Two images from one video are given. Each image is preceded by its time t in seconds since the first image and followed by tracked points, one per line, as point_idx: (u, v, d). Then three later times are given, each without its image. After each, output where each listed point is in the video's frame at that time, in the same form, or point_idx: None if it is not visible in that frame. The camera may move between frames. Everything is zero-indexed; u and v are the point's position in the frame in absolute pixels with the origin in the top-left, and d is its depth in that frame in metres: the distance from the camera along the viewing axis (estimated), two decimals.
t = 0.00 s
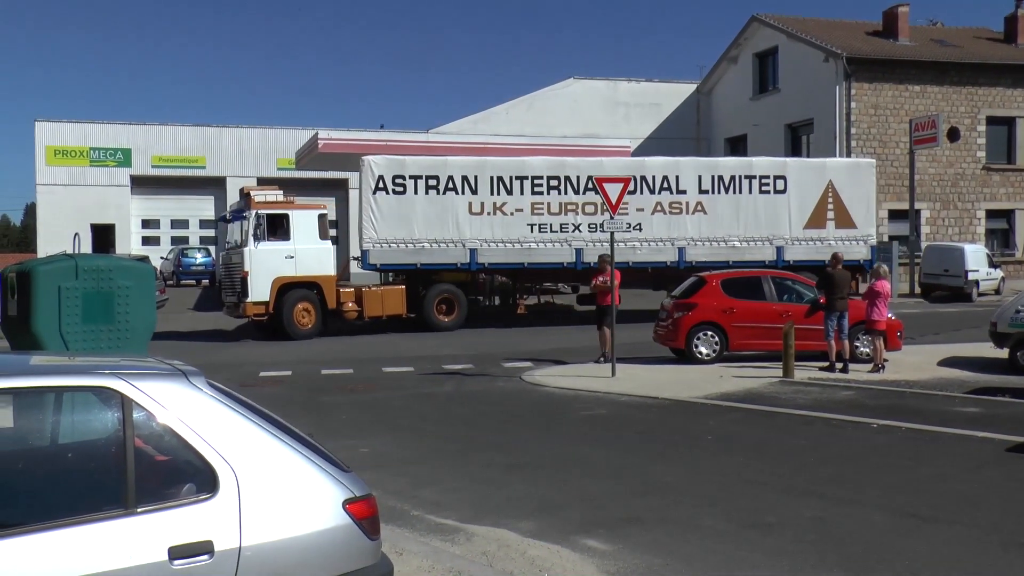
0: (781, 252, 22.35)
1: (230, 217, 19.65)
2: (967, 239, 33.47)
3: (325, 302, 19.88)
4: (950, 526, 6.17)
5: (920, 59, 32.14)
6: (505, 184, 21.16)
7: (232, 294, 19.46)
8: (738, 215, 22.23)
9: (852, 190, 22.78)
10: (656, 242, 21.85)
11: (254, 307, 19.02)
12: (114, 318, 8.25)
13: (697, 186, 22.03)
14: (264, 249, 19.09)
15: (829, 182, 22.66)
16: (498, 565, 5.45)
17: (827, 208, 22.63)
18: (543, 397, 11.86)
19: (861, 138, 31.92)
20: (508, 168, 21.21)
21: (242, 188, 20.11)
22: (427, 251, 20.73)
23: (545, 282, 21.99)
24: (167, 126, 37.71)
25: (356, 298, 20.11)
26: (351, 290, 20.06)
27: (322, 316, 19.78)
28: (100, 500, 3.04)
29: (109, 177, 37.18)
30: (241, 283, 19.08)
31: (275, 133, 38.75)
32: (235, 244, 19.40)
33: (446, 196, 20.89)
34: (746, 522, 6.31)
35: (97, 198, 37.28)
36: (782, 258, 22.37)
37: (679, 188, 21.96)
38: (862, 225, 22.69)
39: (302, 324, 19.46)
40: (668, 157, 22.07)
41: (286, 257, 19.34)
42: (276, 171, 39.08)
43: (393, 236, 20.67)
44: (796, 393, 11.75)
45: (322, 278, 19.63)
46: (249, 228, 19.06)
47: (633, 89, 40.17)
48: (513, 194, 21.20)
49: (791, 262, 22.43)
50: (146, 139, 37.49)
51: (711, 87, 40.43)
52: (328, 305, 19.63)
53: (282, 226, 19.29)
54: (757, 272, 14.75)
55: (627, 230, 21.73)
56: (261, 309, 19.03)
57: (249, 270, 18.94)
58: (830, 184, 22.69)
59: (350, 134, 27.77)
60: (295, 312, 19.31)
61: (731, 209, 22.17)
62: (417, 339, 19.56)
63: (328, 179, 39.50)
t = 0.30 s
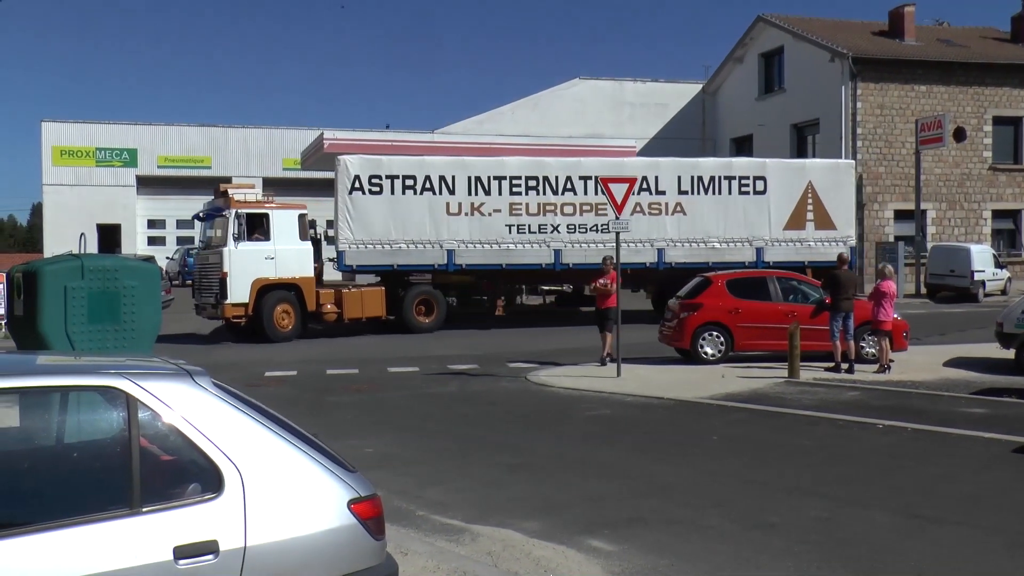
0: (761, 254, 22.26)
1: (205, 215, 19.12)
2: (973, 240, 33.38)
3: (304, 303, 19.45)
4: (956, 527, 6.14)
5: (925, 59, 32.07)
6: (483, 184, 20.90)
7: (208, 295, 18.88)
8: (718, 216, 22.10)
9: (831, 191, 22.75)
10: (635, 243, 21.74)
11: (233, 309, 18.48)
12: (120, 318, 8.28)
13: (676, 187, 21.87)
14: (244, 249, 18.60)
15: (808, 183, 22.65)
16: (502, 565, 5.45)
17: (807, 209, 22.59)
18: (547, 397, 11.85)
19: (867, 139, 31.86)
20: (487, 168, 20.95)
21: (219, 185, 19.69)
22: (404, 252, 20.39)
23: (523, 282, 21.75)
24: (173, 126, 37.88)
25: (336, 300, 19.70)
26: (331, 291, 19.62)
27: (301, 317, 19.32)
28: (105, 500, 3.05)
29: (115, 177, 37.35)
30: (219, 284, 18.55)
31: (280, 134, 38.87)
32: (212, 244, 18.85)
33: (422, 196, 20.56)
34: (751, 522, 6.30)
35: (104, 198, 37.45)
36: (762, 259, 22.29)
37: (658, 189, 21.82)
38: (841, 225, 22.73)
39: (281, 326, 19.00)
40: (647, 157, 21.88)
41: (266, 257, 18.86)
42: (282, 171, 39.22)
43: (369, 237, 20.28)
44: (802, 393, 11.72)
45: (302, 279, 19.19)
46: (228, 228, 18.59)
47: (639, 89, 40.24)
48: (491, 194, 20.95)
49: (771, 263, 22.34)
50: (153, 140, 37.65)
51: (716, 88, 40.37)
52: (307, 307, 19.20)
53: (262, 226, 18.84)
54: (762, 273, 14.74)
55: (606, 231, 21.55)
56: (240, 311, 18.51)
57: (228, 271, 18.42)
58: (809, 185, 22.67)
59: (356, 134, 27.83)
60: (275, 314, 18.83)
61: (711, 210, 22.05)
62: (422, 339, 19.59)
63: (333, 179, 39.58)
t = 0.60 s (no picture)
0: (741, 254, 22.23)
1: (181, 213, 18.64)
2: (979, 240, 33.26)
3: (283, 304, 19.02)
4: (960, 528, 6.12)
5: (931, 59, 32.00)
6: (461, 184, 20.65)
7: (184, 296, 18.34)
8: (698, 217, 22.02)
9: (812, 192, 22.72)
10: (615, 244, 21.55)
11: (213, 309, 18.05)
12: (126, 318, 8.35)
13: (656, 187, 21.76)
14: (224, 248, 18.21)
15: (788, 184, 22.60)
16: (507, 565, 5.44)
17: (787, 210, 22.56)
18: (552, 397, 11.85)
19: (872, 139, 31.78)
20: (465, 168, 20.70)
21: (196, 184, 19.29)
22: (381, 253, 20.02)
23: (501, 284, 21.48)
24: (179, 127, 38.03)
25: (315, 301, 19.27)
26: (310, 291, 19.26)
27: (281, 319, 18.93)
28: (110, 498, 3.05)
29: (121, 177, 37.53)
30: (198, 284, 18.07)
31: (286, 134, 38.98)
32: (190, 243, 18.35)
33: (400, 196, 20.24)
34: (755, 523, 6.29)
35: (110, 198, 37.61)
36: (742, 260, 22.26)
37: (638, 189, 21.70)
38: (821, 226, 22.70)
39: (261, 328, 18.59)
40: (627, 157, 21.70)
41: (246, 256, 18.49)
42: (287, 171, 39.34)
43: (346, 237, 19.89)
44: (808, 393, 11.71)
45: (282, 279, 18.82)
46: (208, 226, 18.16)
47: (644, 89, 40.30)
48: (470, 194, 20.71)
49: (751, 264, 22.31)
50: (159, 140, 37.81)
51: (721, 88, 40.31)
52: (287, 308, 18.78)
53: (242, 224, 18.49)
54: (767, 273, 14.71)
55: (586, 232, 21.36)
56: (220, 312, 18.08)
57: (208, 271, 17.99)
58: (789, 186, 22.64)
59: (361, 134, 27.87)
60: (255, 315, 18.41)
61: (692, 211, 21.95)
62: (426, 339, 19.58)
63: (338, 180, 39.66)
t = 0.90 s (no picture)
0: (723, 255, 22.09)
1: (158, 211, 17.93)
2: (985, 240, 33.15)
3: (264, 305, 18.48)
4: (967, 528, 6.10)
5: (937, 59, 31.93)
6: (441, 182, 20.20)
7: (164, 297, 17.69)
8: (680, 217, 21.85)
9: (792, 192, 22.64)
10: (598, 244, 21.20)
11: (195, 311, 17.41)
12: (130, 316, 8.76)
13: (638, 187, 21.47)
14: (205, 248, 17.53)
15: (770, 183, 22.46)
16: (512, 564, 5.44)
17: (768, 211, 22.44)
18: (557, 397, 11.84)
19: (878, 138, 31.70)
20: (444, 166, 20.27)
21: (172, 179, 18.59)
22: (359, 252, 19.51)
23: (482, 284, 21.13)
24: (184, 126, 38.17)
25: (297, 301, 18.85)
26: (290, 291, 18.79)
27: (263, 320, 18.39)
28: (115, 497, 3.05)
29: (126, 176, 37.66)
30: (179, 285, 17.41)
31: (291, 133, 39.08)
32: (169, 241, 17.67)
33: (379, 194, 19.76)
34: (761, 523, 6.27)
35: (115, 196, 37.74)
36: (723, 260, 22.13)
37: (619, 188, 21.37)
38: (801, 226, 22.70)
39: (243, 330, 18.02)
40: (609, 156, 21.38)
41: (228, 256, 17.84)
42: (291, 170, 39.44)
43: (323, 236, 19.34)
44: (813, 394, 11.68)
45: (264, 280, 18.26)
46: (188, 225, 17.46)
47: (649, 89, 40.29)
48: (450, 193, 20.27)
49: (732, 264, 22.20)
50: (163, 139, 37.94)
51: (726, 87, 40.26)
52: (269, 309, 18.26)
53: (224, 223, 17.80)
54: (772, 273, 14.69)
55: (567, 231, 21.01)
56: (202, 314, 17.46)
57: (189, 271, 17.33)
58: (771, 186, 22.51)
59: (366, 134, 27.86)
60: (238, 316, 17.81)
61: (673, 211, 21.76)
62: (431, 339, 19.55)
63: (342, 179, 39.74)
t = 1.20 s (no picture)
0: (706, 255, 21.94)
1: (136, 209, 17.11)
2: (990, 239, 33.08)
3: (247, 307, 18.03)
4: (972, 529, 6.08)
5: (943, 58, 31.86)
6: (423, 181, 19.90)
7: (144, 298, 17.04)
8: (663, 216, 21.77)
9: (774, 192, 22.56)
10: (581, 244, 21.00)
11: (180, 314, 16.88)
12: (135, 315, 9.09)
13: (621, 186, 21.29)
14: (189, 248, 16.99)
15: (752, 184, 22.41)
16: (517, 563, 5.44)
17: (751, 211, 22.40)
18: (562, 396, 11.84)
19: (883, 138, 31.63)
20: (426, 164, 19.97)
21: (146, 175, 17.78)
22: (340, 252, 19.18)
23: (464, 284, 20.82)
24: (189, 126, 38.28)
25: (280, 303, 18.43)
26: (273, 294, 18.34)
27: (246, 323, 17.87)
28: (119, 495, 3.05)
29: (132, 176, 37.80)
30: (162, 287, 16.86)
31: (295, 133, 39.17)
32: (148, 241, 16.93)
33: (359, 193, 19.44)
34: (765, 523, 6.25)
35: (121, 195, 37.86)
36: (706, 260, 21.97)
37: (603, 188, 21.16)
38: (783, 227, 22.67)
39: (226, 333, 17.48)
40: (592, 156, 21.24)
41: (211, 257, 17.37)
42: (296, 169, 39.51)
43: (303, 236, 19.01)
44: (818, 394, 11.65)
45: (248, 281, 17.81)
46: (172, 225, 16.85)
47: (654, 88, 40.26)
48: (432, 192, 19.97)
49: (715, 265, 22.07)
50: (169, 139, 38.08)
51: (731, 87, 40.20)
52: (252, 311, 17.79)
53: (207, 222, 17.29)
54: (777, 272, 14.67)
55: (550, 232, 20.81)
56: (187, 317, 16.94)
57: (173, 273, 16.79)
58: (753, 186, 22.43)
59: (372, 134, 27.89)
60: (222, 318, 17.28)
61: (656, 212, 21.65)
62: (433, 339, 19.51)
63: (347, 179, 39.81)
